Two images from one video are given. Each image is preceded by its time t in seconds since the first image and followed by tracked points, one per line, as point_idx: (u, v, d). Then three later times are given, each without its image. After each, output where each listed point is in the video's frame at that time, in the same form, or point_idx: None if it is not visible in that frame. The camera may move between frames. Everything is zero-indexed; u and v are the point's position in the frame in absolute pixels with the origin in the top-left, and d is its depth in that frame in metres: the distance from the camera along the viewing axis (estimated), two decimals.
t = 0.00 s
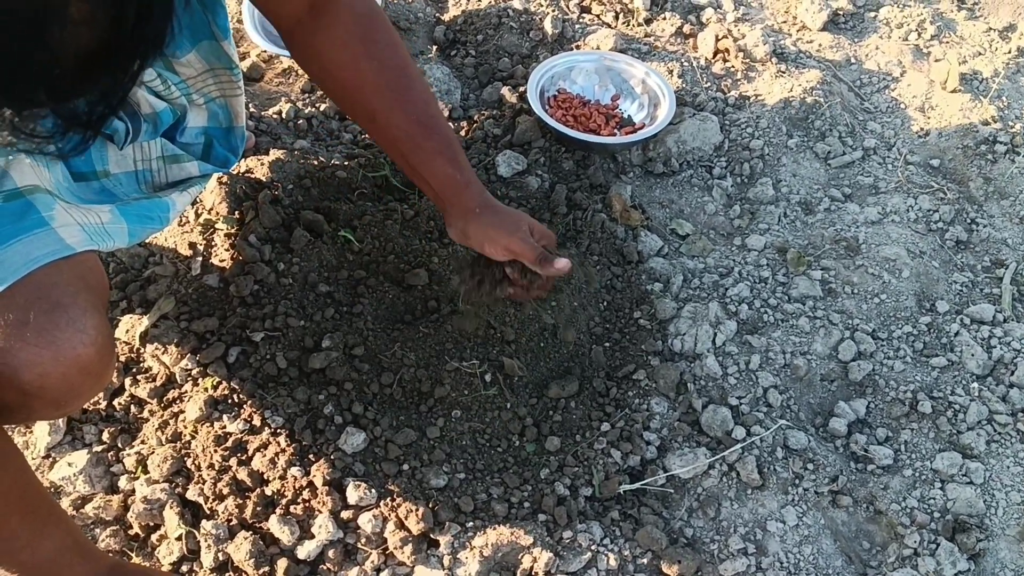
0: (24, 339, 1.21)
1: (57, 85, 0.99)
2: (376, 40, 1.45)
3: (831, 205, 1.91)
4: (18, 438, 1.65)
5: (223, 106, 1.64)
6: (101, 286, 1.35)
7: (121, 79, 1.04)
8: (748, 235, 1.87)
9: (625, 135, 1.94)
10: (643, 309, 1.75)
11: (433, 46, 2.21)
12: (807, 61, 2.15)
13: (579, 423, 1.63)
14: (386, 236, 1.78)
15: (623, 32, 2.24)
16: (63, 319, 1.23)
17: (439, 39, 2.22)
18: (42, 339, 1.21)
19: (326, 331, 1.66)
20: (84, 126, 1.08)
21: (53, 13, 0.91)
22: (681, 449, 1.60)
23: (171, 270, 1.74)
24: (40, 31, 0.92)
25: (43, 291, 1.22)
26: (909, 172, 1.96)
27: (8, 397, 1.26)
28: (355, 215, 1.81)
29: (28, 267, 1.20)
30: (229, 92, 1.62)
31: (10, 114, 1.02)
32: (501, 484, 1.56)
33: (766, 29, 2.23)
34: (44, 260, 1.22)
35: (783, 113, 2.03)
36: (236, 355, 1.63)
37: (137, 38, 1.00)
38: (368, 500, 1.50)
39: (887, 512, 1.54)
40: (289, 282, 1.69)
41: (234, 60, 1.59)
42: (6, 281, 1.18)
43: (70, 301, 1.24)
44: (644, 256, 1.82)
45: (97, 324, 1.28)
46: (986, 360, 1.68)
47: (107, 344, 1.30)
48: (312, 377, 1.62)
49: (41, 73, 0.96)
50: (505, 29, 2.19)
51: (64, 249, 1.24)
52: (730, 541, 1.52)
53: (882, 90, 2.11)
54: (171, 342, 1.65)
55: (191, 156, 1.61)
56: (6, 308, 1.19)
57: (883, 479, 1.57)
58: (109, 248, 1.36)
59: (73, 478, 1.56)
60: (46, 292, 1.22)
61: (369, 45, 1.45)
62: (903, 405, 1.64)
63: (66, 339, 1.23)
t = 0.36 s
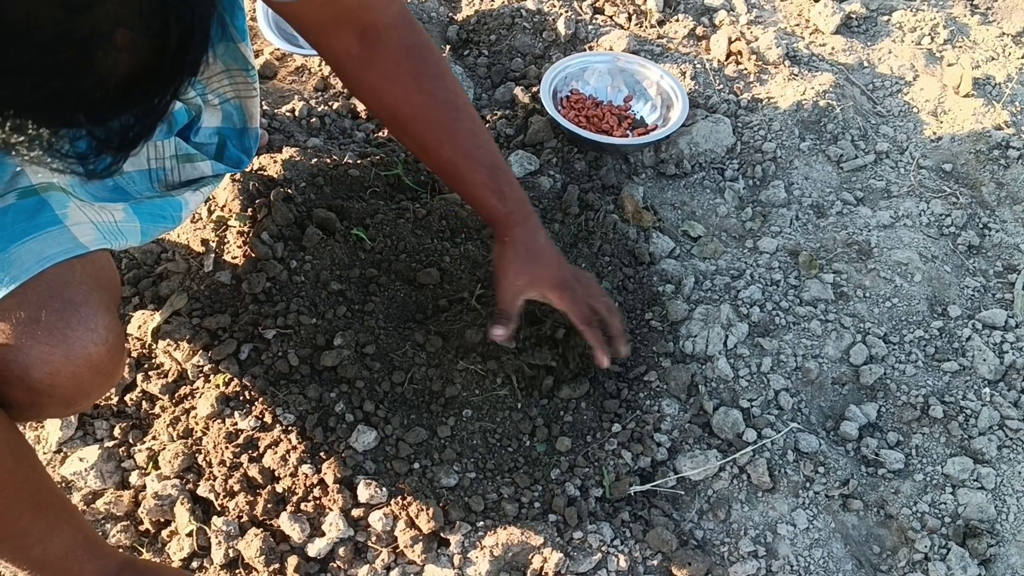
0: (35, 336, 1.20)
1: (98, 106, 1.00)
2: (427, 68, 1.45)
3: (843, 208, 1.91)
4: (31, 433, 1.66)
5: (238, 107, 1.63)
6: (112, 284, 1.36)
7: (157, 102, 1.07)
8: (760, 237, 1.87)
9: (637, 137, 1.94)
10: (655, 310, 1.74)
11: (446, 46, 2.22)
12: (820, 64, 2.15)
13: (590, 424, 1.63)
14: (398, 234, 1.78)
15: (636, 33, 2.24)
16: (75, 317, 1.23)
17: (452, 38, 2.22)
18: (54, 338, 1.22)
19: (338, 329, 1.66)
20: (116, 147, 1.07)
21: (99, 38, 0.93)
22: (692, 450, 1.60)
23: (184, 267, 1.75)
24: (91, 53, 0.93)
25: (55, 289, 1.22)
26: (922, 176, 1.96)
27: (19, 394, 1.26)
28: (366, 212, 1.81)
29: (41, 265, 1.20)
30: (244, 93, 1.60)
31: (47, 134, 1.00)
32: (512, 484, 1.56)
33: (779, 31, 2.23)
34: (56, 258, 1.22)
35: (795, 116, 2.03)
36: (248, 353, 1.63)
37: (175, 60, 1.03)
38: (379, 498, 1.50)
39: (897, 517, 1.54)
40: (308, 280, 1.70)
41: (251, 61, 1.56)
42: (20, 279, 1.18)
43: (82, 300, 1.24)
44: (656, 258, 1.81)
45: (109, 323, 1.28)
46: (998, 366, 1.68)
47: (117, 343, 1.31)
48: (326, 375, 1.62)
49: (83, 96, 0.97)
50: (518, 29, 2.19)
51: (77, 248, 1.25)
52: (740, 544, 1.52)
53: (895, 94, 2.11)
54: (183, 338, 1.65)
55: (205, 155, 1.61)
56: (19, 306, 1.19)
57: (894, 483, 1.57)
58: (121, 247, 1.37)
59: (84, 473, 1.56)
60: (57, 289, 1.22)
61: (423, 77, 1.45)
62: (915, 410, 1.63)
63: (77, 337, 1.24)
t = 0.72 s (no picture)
0: (48, 337, 1.20)
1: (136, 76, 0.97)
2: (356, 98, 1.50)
3: (848, 208, 1.91)
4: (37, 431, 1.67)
5: (245, 108, 1.64)
6: (125, 286, 1.35)
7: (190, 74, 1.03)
8: (765, 237, 1.87)
9: (642, 137, 1.95)
10: (659, 310, 1.75)
11: (452, 46, 2.22)
12: (825, 64, 2.15)
13: (591, 424, 1.62)
14: (402, 233, 1.78)
15: (642, 33, 2.25)
16: (88, 318, 1.23)
17: (457, 38, 2.23)
18: (67, 338, 1.21)
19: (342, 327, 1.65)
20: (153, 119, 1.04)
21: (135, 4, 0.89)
22: (696, 450, 1.60)
23: (190, 266, 1.75)
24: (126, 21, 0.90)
25: (68, 289, 1.21)
26: (926, 176, 1.96)
27: (30, 393, 1.25)
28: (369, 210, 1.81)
29: (54, 264, 1.20)
30: (251, 93, 1.61)
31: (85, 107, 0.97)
32: (516, 483, 1.55)
33: (784, 32, 2.23)
34: (68, 258, 1.22)
35: (800, 116, 2.03)
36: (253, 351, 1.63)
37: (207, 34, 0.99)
38: (383, 497, 1.51)
39: (901, 517, 1.54)
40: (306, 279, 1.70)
41: (257, 62, 1.57)
42: (33, 279, 1.18)
43: (94, 301, 1.24)
44: (661, 257, 1.82)
45: (121, 325, 1.28)
46: (1003, 366, 1.68)
47: (131, 345, 1.30)
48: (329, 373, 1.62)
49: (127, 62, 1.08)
50: (523, 29, 2.20)
51: (88, 248, 1.25)
52: (744, 543, 1.52)
53: (900, 95, 2.11)
54: (188, 337, 1.66)
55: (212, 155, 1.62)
56: (31, 306, 1.18)
57: (898, 483, 1.57)
58: (131, 247, 1.37)
59: (90, 471, 1.57)
60: (69, 289, 1.21)
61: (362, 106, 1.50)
62: (919, 410, 1.63)
63: (90, 337, 1.23)
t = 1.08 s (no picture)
0: (34, 331, 1.20)
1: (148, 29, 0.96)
2: (423, 71, 1.70)
3: (845, 208, 1.91)
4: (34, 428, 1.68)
5: (239, 101, 1.65)
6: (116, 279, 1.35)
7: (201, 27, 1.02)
8: (762, 236, 1.87)
9: (640, 135, 1.95)
10: (656, 309, 1.75)
11: (449, 44, 2.23)
12: (822, 64, 2.15)
13: (586, 424, 1.62)
14: (396, 231, 1.78)
15: (639, 32, 2.25)
16: (73, 312, 1.23)
17: (455, 37, 2.23)
18: (52, 332, 1.21)
19: (339, 326, 1.66)
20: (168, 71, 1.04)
21: None
22: (692, 448, 1.60)
23: (186, 264, 1.76)
24: None
25: (52, 284, 1.21)
26: (923, 175, 1.96)
27: (20, 388, 1.25)
28: (363, 206, 1.81)
29: (40, 258, 1.20)
30: (244, 86, 1.62)
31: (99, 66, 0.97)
32: (512, 482, 1.56)
33: (781, 31, 2.23)
34: (54, 252, 1.22)
35: (797, 115, 2.03)
36: (249, 349, 1.64)
37: None
38: (379, 494, 1.50)
39: (897, 515, 1.54)
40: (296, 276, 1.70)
41: (247, 54, 1.59)
42: (19, 273, 1.18)
43: (80, 295, 1.24)
44: (657, 256, 1.82)
45: (107, 319, 1.27)
46: (999, 364, 1.68)
47: (116, 340, 1.29)
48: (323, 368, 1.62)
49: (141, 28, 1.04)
50: (520, 28, 2.21)
51: (76, 242, 1.25)
52: (740, 541, 1.52)
53: (897, 94, 2.11)
54: (185, 335, 1.67)
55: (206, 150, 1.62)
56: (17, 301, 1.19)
57: (894, 482, 1.57)
58: (123, 241, 1.36)
59: (86, 468, 1.57)
60: (55, 284, 1.21)
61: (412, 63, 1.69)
62: (915, 408, 1.64)
63: (76, 332, 1.23)
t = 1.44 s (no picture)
0: (27, 322, 1.20)
1: None
2: (375, 146, 1.60)
3: (842, 209, 1.91)
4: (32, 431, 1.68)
5: (234, 100, 1.64)
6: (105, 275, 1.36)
7: None
8: (758, 237, 1.87)
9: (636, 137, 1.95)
10: (653, 310, 1.75)
11: (446, 46, 2.23)
12: (819, 65, 2.15)
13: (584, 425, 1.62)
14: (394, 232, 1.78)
15: (636, 34, 2.25)
16: (65, 302, 1.23)
17: (452, 38, 2.23)
18: (45, 323, 1.22)
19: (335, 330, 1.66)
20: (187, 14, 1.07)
21: None
22: (689, 449, 1.60)
23: (184, 266, 1.76)
24: None
25: (46, 275, 1.22)
26: (920, 176, 1.96)
27: (11, 380, 1.25)
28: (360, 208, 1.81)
29: (33, 250, 1.20)
30: (240, 86, 1.62)
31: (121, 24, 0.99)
32: (509, 483, 1.56)
33: (778, 32, 2.23)
34: (47, 245, 1.22)
35: (794, 116, 2.04)
36: (246, 352, 1.64)
37: None
38: (376, 495, 1.50)
39: (894, 516, 1.54)
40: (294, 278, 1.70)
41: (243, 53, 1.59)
42: (12, 264, 1.18)
43: (72, 287, 1.24)
44: (654, 257, 1.82)
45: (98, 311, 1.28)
46: (995, 365, 1.68)
47: (106, 334, 1.30)
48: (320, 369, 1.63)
49: None
50: (517, 30, 2.21)
51: (69, 235, 1.25)
52: (737, 542, 1.52)
53: (893, 95, 2.11)
54: (182, 337, 1.66)
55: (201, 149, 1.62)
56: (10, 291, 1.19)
57: (890, 483, 1.57)
58: (116, 237, 1.36)
59: (84, 470, 1.58)
60: (47, 275, 1.22)
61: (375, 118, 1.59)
62: (912, 409, 1.64)
63: (69, 323, 1.24)
